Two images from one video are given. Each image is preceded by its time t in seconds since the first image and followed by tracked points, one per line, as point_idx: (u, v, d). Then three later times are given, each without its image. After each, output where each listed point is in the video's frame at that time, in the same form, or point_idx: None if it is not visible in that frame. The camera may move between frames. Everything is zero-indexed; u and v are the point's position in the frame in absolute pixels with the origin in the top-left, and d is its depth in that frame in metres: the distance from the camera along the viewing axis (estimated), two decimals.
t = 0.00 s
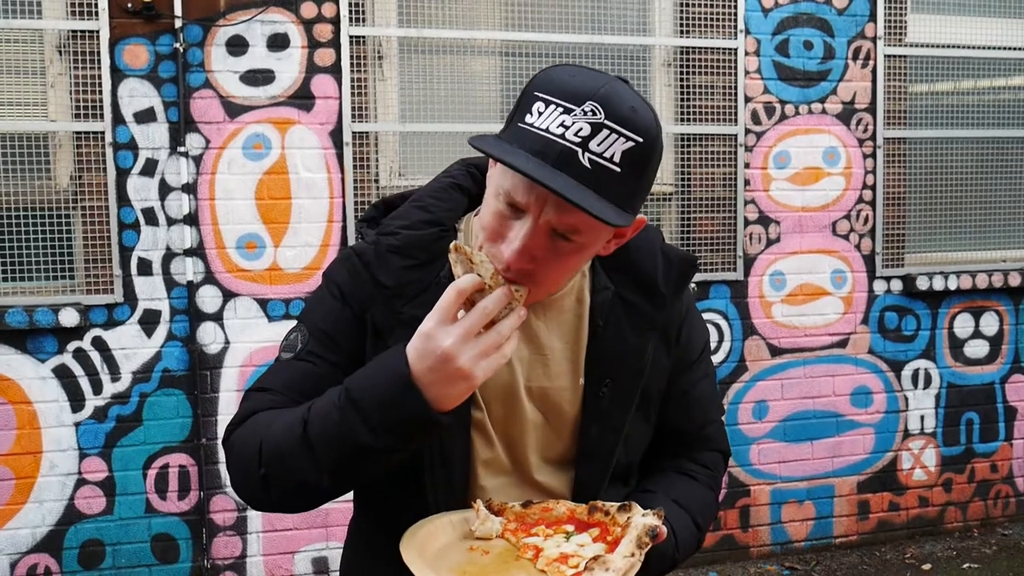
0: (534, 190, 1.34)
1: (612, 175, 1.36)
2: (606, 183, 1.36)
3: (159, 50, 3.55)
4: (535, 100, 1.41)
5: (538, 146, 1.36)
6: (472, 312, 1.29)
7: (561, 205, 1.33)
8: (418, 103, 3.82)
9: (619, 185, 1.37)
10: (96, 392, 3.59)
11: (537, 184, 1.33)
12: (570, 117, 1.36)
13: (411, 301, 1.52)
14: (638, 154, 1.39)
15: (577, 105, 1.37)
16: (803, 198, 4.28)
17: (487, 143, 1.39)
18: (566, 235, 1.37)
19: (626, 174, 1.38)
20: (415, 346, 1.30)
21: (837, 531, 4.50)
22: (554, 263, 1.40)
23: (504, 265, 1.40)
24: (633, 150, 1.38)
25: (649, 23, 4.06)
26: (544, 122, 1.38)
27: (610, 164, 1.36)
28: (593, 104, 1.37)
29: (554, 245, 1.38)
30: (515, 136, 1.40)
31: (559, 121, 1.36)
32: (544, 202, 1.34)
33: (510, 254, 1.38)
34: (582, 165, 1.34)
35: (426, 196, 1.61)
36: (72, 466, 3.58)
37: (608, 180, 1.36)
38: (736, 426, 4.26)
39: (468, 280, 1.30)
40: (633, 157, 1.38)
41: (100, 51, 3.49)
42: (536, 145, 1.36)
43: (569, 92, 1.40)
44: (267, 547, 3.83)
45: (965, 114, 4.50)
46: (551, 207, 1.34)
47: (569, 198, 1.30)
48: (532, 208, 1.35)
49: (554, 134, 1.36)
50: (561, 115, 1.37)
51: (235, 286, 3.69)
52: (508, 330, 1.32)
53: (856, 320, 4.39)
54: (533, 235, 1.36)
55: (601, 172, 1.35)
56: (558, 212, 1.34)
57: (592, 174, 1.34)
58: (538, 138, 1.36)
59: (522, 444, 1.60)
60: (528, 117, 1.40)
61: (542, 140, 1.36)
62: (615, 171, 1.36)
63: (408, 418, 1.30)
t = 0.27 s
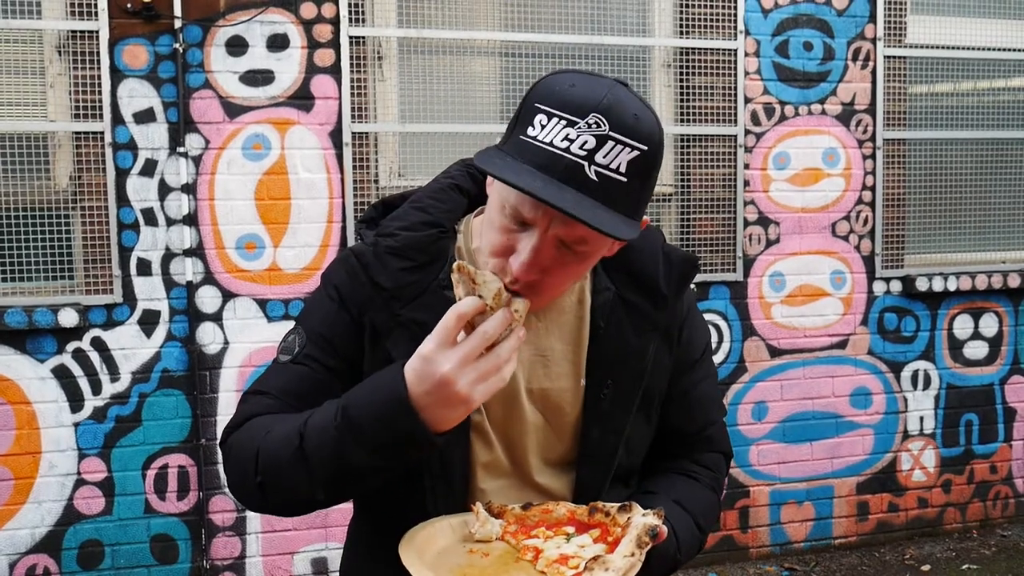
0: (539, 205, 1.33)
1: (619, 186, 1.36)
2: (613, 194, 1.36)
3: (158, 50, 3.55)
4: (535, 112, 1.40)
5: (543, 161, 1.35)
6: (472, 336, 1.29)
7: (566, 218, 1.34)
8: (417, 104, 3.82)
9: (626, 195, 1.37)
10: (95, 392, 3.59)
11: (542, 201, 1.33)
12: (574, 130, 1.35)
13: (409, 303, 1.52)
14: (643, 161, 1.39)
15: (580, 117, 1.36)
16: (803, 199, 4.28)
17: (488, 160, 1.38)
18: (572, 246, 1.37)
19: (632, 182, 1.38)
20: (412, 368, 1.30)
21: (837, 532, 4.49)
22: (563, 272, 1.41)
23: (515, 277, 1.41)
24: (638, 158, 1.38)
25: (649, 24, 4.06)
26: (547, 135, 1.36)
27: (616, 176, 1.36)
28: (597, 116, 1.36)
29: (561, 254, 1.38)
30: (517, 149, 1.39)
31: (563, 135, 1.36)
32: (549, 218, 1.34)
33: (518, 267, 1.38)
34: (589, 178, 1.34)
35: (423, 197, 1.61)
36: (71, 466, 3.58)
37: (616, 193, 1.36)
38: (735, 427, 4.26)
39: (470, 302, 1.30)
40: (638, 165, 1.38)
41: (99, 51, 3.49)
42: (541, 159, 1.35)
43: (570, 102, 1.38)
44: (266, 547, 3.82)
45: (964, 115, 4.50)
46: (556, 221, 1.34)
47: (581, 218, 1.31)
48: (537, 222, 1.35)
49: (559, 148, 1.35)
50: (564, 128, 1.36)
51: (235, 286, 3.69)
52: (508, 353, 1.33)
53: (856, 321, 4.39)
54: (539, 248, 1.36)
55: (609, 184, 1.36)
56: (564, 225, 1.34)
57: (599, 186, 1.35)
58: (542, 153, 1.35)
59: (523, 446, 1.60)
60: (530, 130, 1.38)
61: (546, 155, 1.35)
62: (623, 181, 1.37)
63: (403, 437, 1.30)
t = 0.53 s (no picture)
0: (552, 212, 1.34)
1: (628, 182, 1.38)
2: (624, 190, 1.38)
3: (157, 49, 3.55)
4: (532, 119, 1.38)
5: (551, 168, 1.35)
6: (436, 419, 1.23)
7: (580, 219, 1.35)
8: (416, 103, 3.82)
9: (635, 188, 1.39)
10: (93, 392, 3.58)
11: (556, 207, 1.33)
12: (577, 135, 1.35)
13: (403, 305, 1.52)
14: (646, 152, 1.40)
15: (581, 120, 1.35)
16: (802, 200, 4.27)
17: (493, 176, 1.38)
18: (585, 245, 1.39)
19: (640, 174, 1.40)
20: (388, 447, 1.27)
21: (836, 532, 4.49)
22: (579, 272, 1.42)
23: (534, 285, 1.40)
24: (642, 150, 1.39)
25: (648, 23, 4.05)
26: (550, 142, 1.36)
27: (624, 172, 1.37)
28: (598, 117, 1.35)
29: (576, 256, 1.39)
30: (519, 159, 1.38)
31: (567, 141, 1.35)
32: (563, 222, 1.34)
33: (540, 273, 1.37)
34: (598, 179, 1.36)
35: (418, 198, 1.62)
36: (70, 466, 3.58)
37: (627, 188, 1.38)
38: (734, 427, 4.25)
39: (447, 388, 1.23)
40: (643, 156, 1.40)
41: (98, 50, 3.48)
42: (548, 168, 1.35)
43: (569, 105, 1.37)
44: (265, 547, 3.82)
45: (964, 116, 4.50)
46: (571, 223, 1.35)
47: (599, 221, 1.32)
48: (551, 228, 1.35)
49: (565, 154, 1.35)
50: (566, 133, 1.35)
51: (234, 286, 3.69)
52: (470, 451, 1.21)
53: (855, 322, 4.39)
54: (556, 253, 1.37)
55: (618, 181, 1.37)
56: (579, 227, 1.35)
57: (610, 185, 1.36)
58: (548, 161, 1.35)
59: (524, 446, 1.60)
60: (530, 139, 1.37)
61: (553, 163, 1.35)
62: (630, 176, 1.38)
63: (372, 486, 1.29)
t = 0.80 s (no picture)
0: (545, 199, 1.34)
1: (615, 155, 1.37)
2: (613, 164, 1.37)
3: (155, 48, 3.54)
4: (509, 109, 1.36)
5: (537, 153, 1.34)
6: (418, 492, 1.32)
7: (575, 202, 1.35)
8: (415, 102, 3.81)
9: (623, 160, 1.38)
10: (92, 391, 3.58)
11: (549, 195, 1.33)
12: (557, 116, 1.34)
13: (396, 301, 1.52)
14: (627, 125, 1.39)
15: (559, 102, 1.34)
16: (801, 197, 4.27)
17: (482, 169, 1.36)
18: (582, 227, 1.39)
19: (625, 146, 1.39)
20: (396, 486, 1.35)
21: (835, 530, 4.50)
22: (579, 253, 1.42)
23: (536, 272, 1.42)
24: (622, 122, 1.38)
25: (646, 21, 4.04)
26: (532, 127, 1.35)
27: (610, 146, 1.36)
28: (575, 95, 1.34)
29: (574, 239, 1.40)
30: (503, 151, 1.36)
31: (548, 123, 1.34)
32: (557, 209, 1.35)
33: (539, 262, 1.39)
34: (585, 156, 1.34)
35: (411, 196, 1.62)
36: (68, 465, 3.58)
37: (615, 162, 1.37)
38: (733, 425, 4.25)
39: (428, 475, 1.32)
40: (625, 128, 1.39)
41: (96, 49, 3.48)
42: (534, 154, 1.34)
43: (543, 89, 1.35)
44: (264, 546, 3.82)
45: (963, 113, 4.49)
46: (566, 209, 1.35)
47: (598, 195, 1.32)
48: (546, 217, 1.36)
49: (549, 136, 1.34)
50: (546, 115, 1.34)
51: (232, 285, 3.68)
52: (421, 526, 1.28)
53: (854, 319, 4.39)
54: (554, 239, 1.38)
55: (606, 155, 1.36)
56: (574, 211, 1.36)
57: (597, 160, 1.35)
58: (533, 146, 1.34)
59: (523, 441, 1.58)
60: (510, 129, 1.36)
61: (539, 147, 1.33)
62: (616, 149, 1.37)
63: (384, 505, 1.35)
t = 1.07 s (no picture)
0: (534, 177, 1.34)
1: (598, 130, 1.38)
2: (596, 139, 1.38)
3: (154, 46, 3.54)
4: (486, 99, 1.37)
5: (521, 137, 1.35)
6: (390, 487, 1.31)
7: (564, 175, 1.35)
8: (414, 99, 3.80)
9: (605, 133, 1.39)
10: (91, 389, 3.58)
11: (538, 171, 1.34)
12: (535, 98, 1.34)
13: (390, 295, 1.52)
14: (605, 98, 1.40)
15: (536, 85, 1.34)
16: (801, 195, 4.27)
17: (468, 160, 1.37)
18: (572, 202, 1.40)
19: (605, 119, 1.40)
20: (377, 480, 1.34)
21: (835, 527, 4.50)
22: (573, 229, 1.42)
23: (536, 254, 1.40)
24: (600, 96, 1.39)
25: (645, 18, 4.04)
26: (512, 114, 1.35)
27: (590, 120, 1.37)
28: (551, 77, 1.35)
29: (567, 215, 1.40)
30: (487, 141, 1.37)
31: (528, 107, 1.34)
32: (547, 184, 1.35)
33: (538, 241, 1.38)
34: (568, 134, 1.35)
35: (405, 192, 1.63)
36: (68, 463, 3.58)
37: (597, 137, 1.38)
38: (733, 422, 4.26)
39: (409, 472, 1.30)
40: (603, 102, 1.40)
41: (94, 47, 3.48)
42: (517, 138, 1.35)
43: (518, 75, 1.36)
44: (263, 544, 3.82)
45: (962, 110, 4.49)
46: (556, 183, 1.36)
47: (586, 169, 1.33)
48: (538, 194, 1.36)
49: (530, 120, 1.34)
50: (525, 100, 1.35)
51: (231, 283, 3.68)
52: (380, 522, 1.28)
53: (854, 316, 4.39)
54: (549, 216, 1.38)
55: (588, 131, 1.37)
56: (565, 185, 1.36)
57: (581, 137, 1.36)
58: (516, 132, 1.34)
59: (518, 431, 1.57)
60: (491, 118, 1.36)
61: (522, 132, 1.34)
62: (596, 123, 1.38)
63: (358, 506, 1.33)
